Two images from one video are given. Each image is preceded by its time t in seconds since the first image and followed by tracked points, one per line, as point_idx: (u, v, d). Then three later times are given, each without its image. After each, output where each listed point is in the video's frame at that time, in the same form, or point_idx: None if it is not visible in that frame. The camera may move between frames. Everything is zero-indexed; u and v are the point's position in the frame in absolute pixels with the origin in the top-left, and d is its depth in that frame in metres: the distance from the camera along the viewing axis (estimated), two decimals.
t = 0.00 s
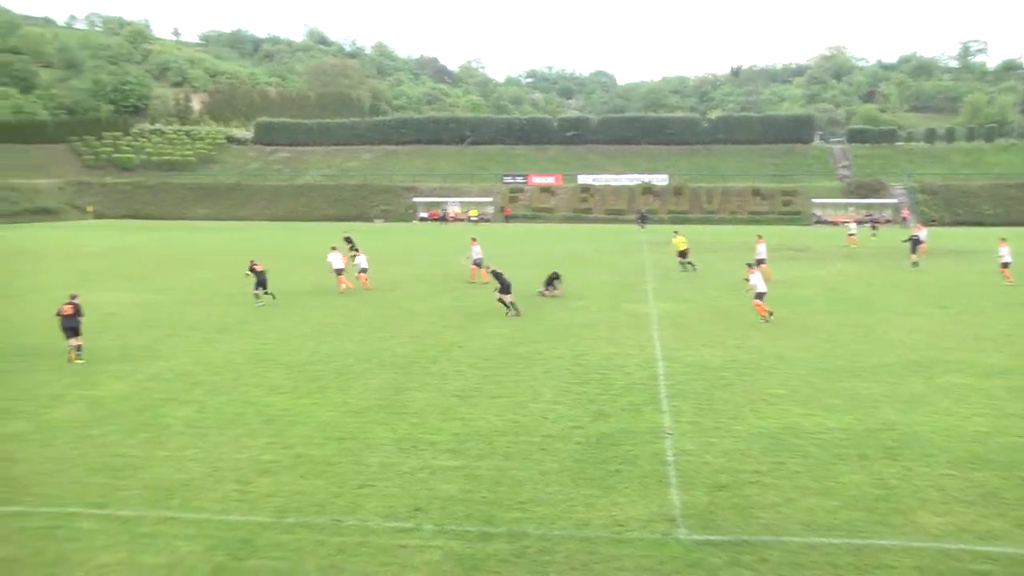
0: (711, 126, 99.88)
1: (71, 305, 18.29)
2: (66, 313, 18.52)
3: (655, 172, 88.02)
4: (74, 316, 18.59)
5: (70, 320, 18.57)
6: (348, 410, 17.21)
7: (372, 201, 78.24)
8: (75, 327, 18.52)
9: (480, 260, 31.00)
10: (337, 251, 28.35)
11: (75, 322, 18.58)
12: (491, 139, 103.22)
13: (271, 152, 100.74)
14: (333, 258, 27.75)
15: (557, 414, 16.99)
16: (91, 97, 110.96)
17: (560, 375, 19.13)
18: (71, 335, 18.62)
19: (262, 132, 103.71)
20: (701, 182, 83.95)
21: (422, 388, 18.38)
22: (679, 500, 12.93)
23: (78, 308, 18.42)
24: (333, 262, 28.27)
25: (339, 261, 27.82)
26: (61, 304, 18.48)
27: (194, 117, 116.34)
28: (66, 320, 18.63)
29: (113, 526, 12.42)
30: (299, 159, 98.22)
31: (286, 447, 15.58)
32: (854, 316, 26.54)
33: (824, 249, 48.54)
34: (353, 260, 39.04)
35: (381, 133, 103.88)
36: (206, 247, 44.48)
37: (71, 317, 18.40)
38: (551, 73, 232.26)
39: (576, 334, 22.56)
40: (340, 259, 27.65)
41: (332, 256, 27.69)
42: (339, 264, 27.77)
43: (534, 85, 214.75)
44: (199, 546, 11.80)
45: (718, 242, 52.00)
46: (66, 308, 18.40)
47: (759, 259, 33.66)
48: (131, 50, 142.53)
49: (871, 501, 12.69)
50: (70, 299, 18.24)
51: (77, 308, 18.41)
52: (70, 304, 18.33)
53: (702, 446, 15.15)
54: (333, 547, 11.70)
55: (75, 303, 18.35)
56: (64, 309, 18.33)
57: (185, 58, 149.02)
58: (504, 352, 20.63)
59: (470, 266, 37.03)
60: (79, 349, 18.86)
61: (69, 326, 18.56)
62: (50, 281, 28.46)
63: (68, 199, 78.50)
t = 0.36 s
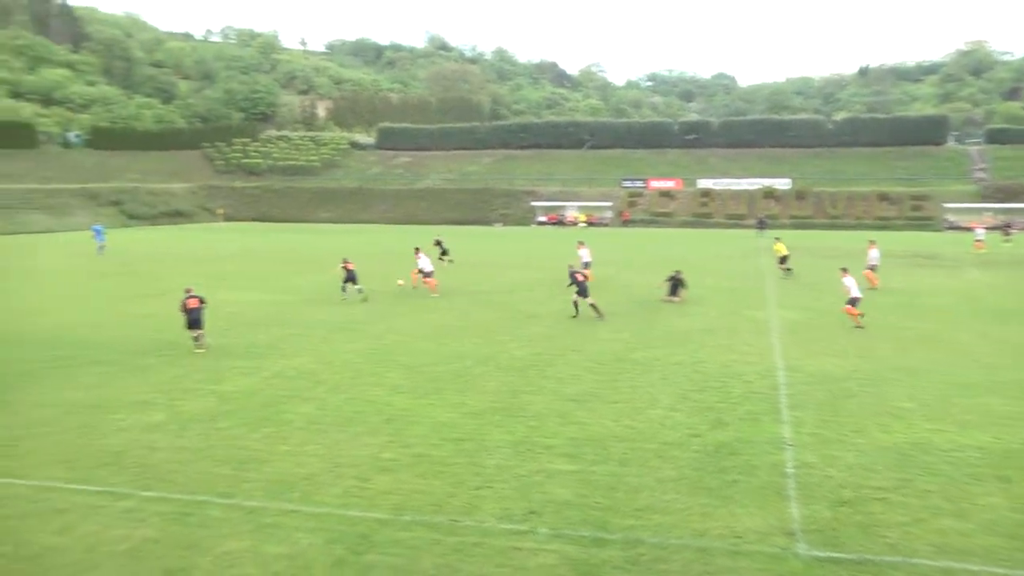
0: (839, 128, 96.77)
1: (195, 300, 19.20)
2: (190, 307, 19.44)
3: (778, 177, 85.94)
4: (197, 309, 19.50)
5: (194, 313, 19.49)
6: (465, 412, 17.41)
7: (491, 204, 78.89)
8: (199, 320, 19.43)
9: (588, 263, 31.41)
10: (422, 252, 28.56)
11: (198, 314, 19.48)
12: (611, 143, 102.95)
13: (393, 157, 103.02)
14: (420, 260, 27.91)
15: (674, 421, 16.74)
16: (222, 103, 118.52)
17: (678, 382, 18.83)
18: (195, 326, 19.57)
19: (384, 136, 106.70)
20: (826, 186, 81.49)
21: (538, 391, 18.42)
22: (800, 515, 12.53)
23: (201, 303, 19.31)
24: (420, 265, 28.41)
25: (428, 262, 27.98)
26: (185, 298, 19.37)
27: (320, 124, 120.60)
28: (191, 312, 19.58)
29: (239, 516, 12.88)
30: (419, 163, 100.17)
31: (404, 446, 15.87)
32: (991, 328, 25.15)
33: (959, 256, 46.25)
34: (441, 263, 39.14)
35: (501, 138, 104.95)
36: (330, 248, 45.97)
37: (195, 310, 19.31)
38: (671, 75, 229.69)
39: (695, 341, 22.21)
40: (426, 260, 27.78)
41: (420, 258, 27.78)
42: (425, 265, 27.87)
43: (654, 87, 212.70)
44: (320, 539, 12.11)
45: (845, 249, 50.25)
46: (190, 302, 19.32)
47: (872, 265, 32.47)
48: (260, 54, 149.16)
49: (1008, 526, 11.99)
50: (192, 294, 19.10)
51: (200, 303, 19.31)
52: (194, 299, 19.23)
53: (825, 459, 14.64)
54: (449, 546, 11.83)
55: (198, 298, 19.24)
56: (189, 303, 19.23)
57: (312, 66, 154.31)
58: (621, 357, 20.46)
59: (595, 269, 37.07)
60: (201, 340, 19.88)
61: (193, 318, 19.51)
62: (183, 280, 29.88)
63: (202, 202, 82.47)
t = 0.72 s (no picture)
0: (961, 137, 91.47)
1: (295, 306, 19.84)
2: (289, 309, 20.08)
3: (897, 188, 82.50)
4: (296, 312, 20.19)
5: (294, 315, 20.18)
6: (571, 424, 17.35)
7: (602, 216, 78.57)
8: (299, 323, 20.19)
9: (686, 275, 31.17)
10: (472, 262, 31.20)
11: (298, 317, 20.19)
12: (723, 153, 101.28)
13: (503, 169, 103.85)
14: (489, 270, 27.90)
15: (784, 438, 16.28)
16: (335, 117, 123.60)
17: (790, 399, 18.30)
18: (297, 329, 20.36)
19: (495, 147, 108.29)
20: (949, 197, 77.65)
21: (646, 405, 18.20)
22: (918, 540, 11.97)
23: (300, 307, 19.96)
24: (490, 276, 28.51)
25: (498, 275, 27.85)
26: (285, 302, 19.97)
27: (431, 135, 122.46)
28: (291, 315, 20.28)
29: (346, 521, 13.15)
30: (529, 175, 100.80)
31: (510, 456, 15.91)
32: None
33: None
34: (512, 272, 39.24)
35: (611, 149, 104.94)
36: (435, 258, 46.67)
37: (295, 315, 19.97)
38: (788, 84, 224.91)
39: (808, 356, 21.53)
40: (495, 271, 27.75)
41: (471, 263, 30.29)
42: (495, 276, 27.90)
43: (770, 96, 208.53)
44: (426, 547, 12.25)
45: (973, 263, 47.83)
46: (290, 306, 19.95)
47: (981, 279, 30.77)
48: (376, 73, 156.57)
49: None
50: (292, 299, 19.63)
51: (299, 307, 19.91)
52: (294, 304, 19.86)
53: (947, 483, 13.95)
54: (553, 558, 11.77)
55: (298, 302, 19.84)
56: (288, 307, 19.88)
57: (426, 81, 158.72)
58: (731, 372, 20.02)
59: (705, 281, 36.51)
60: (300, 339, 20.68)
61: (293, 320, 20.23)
62: (295, 287, 30.81)
63: (316, 213, 84.77)
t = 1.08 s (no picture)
0: None
1: (299, 323, 19.67)
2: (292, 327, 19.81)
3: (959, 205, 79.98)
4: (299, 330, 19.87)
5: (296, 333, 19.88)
6: (607, 456, 16.27)
7: (638, 235, 77.25)
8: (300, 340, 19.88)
9: (714, 295, 30.53)
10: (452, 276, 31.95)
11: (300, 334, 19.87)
12: (768, 169, 99.25)
13: (535, 186, 102.82)
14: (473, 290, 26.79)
15: (838, 475, 15.06)
16: (363, 134, 123.19)
17: (843, 432, 17.07)
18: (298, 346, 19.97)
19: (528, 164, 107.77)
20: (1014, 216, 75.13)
21: (687, 437, 17.07)
22: None
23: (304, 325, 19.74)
24: (473, 298, 27.41)
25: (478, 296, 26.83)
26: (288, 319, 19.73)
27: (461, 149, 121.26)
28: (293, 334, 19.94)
29: (368, 557, 12.18)
30: (560, 192, 99.59)
31: (541, 490, 14.87)
32: None
33: None
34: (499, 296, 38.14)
35: (650, 165, 103.76)
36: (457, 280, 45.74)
37: (298, 331, 19.67)
38: (836, 95, 221.30)
39: (859, 387, 20.22)
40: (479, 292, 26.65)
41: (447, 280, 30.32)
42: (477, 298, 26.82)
43: (818, 108, 205.10)
44: None
45: None
46: (292, 324, 19.71)
47: None
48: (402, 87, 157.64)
49: None
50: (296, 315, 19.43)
51: (304, 324, 19.69)
52: (298, 321, 19.67)
53: (1021, 529, 12.66)
54: None
55: (303, 319, 19.67)
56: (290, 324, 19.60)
57: (453, 94, 158.68)
58: (778, 402, 18.80)
59: (745, 305, 35.21)
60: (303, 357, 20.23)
61: (295, 338, 19.90)
62: (314, 310, 29.97)
63: (338, 232, 84.43)
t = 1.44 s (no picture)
0: None
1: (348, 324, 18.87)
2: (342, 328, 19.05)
3: None
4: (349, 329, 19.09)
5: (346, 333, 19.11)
6: (700, 476, 14.96)
7: (735, 238, 74.63)
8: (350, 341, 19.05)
9: (796, 304, 28.87)
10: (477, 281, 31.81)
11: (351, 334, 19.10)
12: (876, 166, 93.54)
13: (622, 184, 100.66)
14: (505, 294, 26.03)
15: (960, 503, 13.50)
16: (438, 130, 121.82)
17: (963, 456, 15.42)
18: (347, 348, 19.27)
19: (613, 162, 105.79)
20: None
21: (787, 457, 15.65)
22: None
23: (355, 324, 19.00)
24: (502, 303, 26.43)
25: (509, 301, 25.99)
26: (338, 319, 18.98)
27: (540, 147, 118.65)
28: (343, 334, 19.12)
29: None
30: (649, 194, 96.44)
31: (627, 512, 13.64)
32: None
33: None
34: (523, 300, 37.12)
35: (746, 161, 100.33)
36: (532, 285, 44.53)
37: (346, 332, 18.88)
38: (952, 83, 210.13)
39: (983, 407, 18.40)
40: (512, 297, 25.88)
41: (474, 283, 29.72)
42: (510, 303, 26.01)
43: (931, 97, 195.03)
44: None
45: None
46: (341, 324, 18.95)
47: None
48: (480, 79, 155.51)
49: None
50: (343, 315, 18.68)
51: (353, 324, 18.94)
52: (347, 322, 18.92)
53: None
54: None
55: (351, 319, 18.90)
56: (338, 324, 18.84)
57: (534, 85, 155.96)
58: (889, 422, 17.19)
59: (843, 314, 33.28)
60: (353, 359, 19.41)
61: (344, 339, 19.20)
62: (384, 316, 29.09)
63: (412, 234, 84.38)
